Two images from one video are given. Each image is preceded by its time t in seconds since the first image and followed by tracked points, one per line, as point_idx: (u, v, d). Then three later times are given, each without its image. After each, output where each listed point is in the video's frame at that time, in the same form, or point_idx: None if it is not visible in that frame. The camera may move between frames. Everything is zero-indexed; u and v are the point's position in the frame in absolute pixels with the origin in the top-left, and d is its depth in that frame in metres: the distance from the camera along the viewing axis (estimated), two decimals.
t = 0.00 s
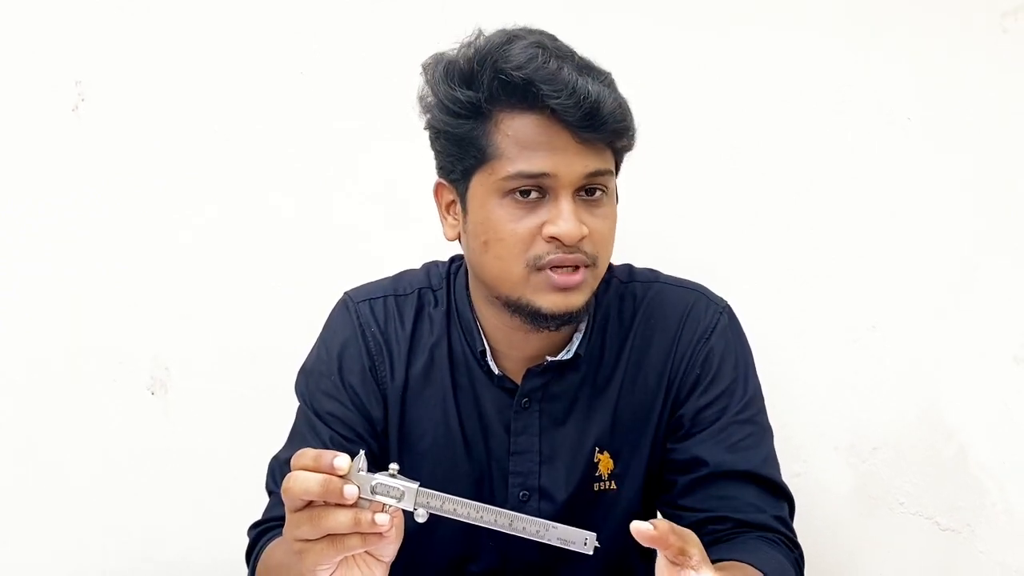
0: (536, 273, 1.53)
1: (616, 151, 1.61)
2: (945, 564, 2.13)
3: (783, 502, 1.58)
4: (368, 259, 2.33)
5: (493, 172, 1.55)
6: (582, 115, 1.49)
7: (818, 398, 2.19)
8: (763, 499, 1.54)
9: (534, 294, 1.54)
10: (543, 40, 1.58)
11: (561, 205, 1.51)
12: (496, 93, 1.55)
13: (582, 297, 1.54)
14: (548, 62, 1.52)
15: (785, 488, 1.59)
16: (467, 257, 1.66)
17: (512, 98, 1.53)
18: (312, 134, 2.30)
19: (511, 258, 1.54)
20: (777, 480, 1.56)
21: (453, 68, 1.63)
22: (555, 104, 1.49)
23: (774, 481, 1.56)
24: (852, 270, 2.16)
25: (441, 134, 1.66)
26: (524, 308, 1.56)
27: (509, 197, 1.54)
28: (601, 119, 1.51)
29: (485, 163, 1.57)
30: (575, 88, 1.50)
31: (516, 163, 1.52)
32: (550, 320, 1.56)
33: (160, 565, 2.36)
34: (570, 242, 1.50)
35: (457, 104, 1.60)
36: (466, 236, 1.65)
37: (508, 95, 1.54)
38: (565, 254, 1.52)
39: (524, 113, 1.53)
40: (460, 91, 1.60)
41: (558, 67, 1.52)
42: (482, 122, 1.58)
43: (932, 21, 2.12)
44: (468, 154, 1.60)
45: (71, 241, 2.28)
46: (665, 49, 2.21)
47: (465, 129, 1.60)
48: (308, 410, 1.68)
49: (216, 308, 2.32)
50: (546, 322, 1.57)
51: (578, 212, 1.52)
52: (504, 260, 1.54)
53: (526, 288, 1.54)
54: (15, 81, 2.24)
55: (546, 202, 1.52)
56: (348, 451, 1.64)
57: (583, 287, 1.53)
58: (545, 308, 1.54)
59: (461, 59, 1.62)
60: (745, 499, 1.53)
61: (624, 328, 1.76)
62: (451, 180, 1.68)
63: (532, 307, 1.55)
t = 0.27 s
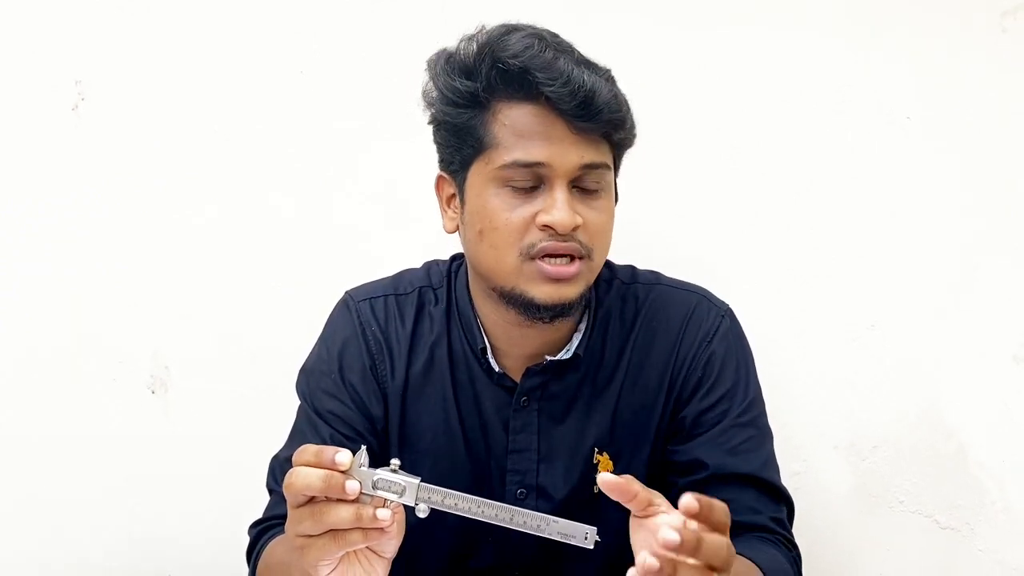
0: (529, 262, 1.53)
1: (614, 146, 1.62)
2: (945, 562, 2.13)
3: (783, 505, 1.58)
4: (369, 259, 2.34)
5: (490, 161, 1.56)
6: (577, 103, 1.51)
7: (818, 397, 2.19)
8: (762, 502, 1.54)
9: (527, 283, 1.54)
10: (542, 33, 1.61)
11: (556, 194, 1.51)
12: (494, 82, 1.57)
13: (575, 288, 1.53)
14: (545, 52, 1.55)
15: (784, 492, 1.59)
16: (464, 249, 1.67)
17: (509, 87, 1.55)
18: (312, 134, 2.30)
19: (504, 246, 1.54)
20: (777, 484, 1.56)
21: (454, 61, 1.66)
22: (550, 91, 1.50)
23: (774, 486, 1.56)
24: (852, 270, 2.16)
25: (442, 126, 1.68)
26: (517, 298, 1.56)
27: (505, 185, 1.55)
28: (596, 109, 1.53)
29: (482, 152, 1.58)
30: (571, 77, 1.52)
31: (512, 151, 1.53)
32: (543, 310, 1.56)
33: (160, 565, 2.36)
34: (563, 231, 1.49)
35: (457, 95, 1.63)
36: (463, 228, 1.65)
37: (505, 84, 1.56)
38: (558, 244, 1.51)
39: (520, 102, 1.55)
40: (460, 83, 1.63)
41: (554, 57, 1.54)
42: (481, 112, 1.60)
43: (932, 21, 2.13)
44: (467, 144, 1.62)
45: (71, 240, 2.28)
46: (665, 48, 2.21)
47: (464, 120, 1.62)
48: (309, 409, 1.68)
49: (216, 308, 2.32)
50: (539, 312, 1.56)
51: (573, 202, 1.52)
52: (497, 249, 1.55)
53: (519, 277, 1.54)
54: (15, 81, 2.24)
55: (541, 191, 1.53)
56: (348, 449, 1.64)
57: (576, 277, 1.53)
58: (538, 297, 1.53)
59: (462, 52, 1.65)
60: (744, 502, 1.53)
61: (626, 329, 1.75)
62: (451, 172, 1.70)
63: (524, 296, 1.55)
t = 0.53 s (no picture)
0: (525, 247, 1.53)
1: (624, 147, 1.64)
2: (947, 562, 2.14)
3: (781, 498, 1.58)
4: (370, 257, 2.34)
5: (501, 143, 1.57)
6: (594, 95, 1.53)
7: (818, 394, 2.19)
8: (758, 495, 1.54)
9: (520, 268, 1.53)
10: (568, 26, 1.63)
11: (560, 183, 1.52)
12: (515, 65, 1.58)
13: (567, 279, 1.53)
14: (569, 42, 1.56)
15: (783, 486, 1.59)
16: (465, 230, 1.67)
17: (529, 72, 1.57)
18: (312, 134, 2.30)
19: (503, 229, 1.54)
20: (775, 479, 1.56)
21: (480, 42, 1.67)
22: (569, 78, 1.52)
23: (771, 479, 1.56)
24: (852, 270, 2.17)
25: (459, 105, 1.70)
26: (509, 282, 1.55)
27: (511, 167, 1.55)
28: (611, 105, 1.54)
29: (495, 133, 1.59)
30: (592, 70, 1.54)
31: (523, 134, 1.54)
32: (533, 298, 1.55)
33: (160, 563, 2.36)
34: (562, 218, 1.50)
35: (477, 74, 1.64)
36: (467, 208, 1.66)
37: (526, 69, 1.57)
38: (555, 232, 1.51)
39: (537, 88, 1.56)
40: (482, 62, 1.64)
41: (578, 48, 1.56)
42: (498, 93, 1.61)
43: (932, 21, 2.13)
44: (482, 124, 1.63)
45: (72, 239, 2.28)
46: (666, 46, 2.21)
47: (481, 99, 1.63)
48: (308, 409, 1.67)
49: (217, 307, 2.32)
50: (528, 299, 1.55)
51: (576, 193, 1.53)
52: (496, 231, 1.55)
53: (514, 261, 1.53)
54: (15, 79, 2.24)
55: (546, 178, 1.54)
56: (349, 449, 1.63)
57: (569, 268, 1.52)
58: (530, 282, 1.52)
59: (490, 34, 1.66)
60: (741, 495, 1.54)
61: (623, 325, 1.76)
62: (463, 152, 1.71)
63: (516, 281, 1.54)
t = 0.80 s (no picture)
0: (528, 229, 1.52)
1: (627, 137, 1.65)
2: (946, 559, 2.15)
3: (780, 495, 1.59)
4: (370, 257, 2.35)
5: (506, 129, 1.58)
6: (598, 81, 1.55)
7: (817, 393, 2.20)
8: (758, 492, 1.55)
9: (524, 250, 1.52)
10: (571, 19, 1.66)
11: (564, 166, 1.53)
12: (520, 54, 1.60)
13: (570, 262, 1.52)
14: (573, 30, 1.59)
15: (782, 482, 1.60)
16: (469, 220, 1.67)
17: (534, 60, 1.59)
18: (313, 134, 2.31)
19: (507, 211, 1.54)
20: (774, 476, 1.57)
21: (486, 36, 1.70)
22: (574, 63, 1.54)
23: (770, 475, 1.57)
24: (851, 269, 2.17)
25: (465, 99, 1.71)
26: (512, 266, 1.54)
27: (515, 152, 1.56)
28: (615, 92, 1.56)
29: (500, 121, 1.61)
30: (595, 56, 1.56)
31: (527, 119, 1.56)
32: (536, 281, 1.54)
33: (161, 562, 2.37)
34: (565, 200, 1.50)
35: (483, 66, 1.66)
36: (471, 197, 1.66)
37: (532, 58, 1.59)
38: (558, 214, 1.51)
39: (542, 75, 1.58)
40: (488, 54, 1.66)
41: (582, 36, 1.58)
42: (504, 83, 1.62)
43: (932, 22, 2.13)
44: (487, 113, 1.64)
45: (73, 238, 2.29)
46: (666, 46, 2.21)
47: (487, 89, 1.65)
48: (309, 406, 1.67)
49: (217, 306, 2.32)
50: (531, 283, 1.54)
51: (579, 177, 1.53)
52: (500, 214, 1.55)
53: (517, 243, 1.53)
54: (16, 79, 2.25)
55: (550, 162, 1.54)
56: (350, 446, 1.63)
57: (572, 250, 1.52)
58: (533, 263, 1.51)
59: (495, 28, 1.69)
60: (740, 492, 1.54)
61: (623, 322, 1.77)
62: (468, 145, 1.72)
63: (519, 264, 1.53)
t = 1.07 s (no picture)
0: (526, 234, 1.53)
1: (620, 135, 1.65)
2: (946, 559, 2.15)
3: (779, 496, 1.60)
4: (370, 257, 2.35)
5: (498, 134, 1.59)
6: (588, 82, 1.55)
7: (817, 393, 2.20)
8: (758, 493, 1.55)
9: (521, 255, 1.54)
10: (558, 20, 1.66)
11: (558, 168, 1.54)
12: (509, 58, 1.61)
13: (569, 264, 1.53)
14: (560, 33, 1.60)
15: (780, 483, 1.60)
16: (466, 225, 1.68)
17: (523, 64, 1.59)
18: (313, 134, 2.31)
19: (503, 217, 1.55)
20: (774, 477, 1.58)
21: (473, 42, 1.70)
22: (563, 65, 1.55)
23: (769, 476, 1.57)
24: (851, 269, 2.17)
25: (456, 104, 1.72)
26: (511, 271, 1.56)
27: (508, 157, 1.57)
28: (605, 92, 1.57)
29: (492, 126, 1.61)
30: (584, 57, 1.57)
31: (518, 123, 1.57)
32: (536, 285, 1.55)
33: (161, 562, 2.37)
34: (561, 203, 1.51)
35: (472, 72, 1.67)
36: (467, 203, 1.67)
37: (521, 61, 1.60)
38: (556, 217, 1.52)
39: (532, 79, 1.59)
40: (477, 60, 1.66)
41: (569, 38, 1.59)
42: (495, 87, 1.63)
43: (932, 22, 2.14)
44: (479, 119, 1.65)
45: (73, 238, 2.29)
46: (666, 45, 2.21)
47: (478, 95, 1.65)
48: (310, 406, 1.68)
49: (217, 306, 2.33)
50: (531, 287, 1.56)
51: (574, 179, 1.54)
52: (497, 219, 1.56)
53: (515, 247, 1.54)
54: (17, 79, 2.25)
55: (544, 165, 1.55)
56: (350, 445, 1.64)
57: (571, 253, 1.53)
58: (532, 268, 1.52)
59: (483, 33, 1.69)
60: (740, 492, 1.55)
61: (623, 323, 1.77)
62: (461, 150, 1.72)
63: (519, 268, 1.54)
